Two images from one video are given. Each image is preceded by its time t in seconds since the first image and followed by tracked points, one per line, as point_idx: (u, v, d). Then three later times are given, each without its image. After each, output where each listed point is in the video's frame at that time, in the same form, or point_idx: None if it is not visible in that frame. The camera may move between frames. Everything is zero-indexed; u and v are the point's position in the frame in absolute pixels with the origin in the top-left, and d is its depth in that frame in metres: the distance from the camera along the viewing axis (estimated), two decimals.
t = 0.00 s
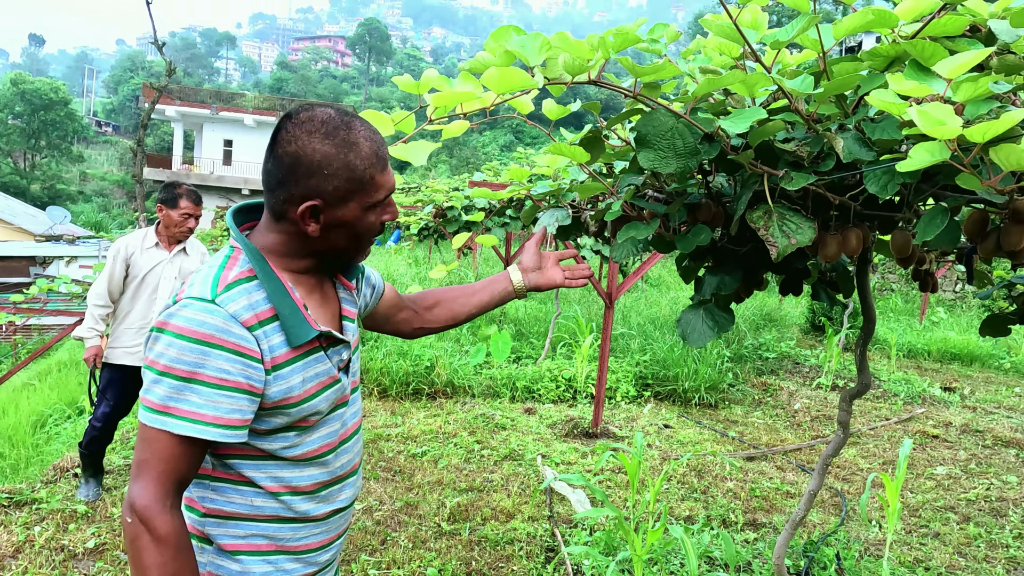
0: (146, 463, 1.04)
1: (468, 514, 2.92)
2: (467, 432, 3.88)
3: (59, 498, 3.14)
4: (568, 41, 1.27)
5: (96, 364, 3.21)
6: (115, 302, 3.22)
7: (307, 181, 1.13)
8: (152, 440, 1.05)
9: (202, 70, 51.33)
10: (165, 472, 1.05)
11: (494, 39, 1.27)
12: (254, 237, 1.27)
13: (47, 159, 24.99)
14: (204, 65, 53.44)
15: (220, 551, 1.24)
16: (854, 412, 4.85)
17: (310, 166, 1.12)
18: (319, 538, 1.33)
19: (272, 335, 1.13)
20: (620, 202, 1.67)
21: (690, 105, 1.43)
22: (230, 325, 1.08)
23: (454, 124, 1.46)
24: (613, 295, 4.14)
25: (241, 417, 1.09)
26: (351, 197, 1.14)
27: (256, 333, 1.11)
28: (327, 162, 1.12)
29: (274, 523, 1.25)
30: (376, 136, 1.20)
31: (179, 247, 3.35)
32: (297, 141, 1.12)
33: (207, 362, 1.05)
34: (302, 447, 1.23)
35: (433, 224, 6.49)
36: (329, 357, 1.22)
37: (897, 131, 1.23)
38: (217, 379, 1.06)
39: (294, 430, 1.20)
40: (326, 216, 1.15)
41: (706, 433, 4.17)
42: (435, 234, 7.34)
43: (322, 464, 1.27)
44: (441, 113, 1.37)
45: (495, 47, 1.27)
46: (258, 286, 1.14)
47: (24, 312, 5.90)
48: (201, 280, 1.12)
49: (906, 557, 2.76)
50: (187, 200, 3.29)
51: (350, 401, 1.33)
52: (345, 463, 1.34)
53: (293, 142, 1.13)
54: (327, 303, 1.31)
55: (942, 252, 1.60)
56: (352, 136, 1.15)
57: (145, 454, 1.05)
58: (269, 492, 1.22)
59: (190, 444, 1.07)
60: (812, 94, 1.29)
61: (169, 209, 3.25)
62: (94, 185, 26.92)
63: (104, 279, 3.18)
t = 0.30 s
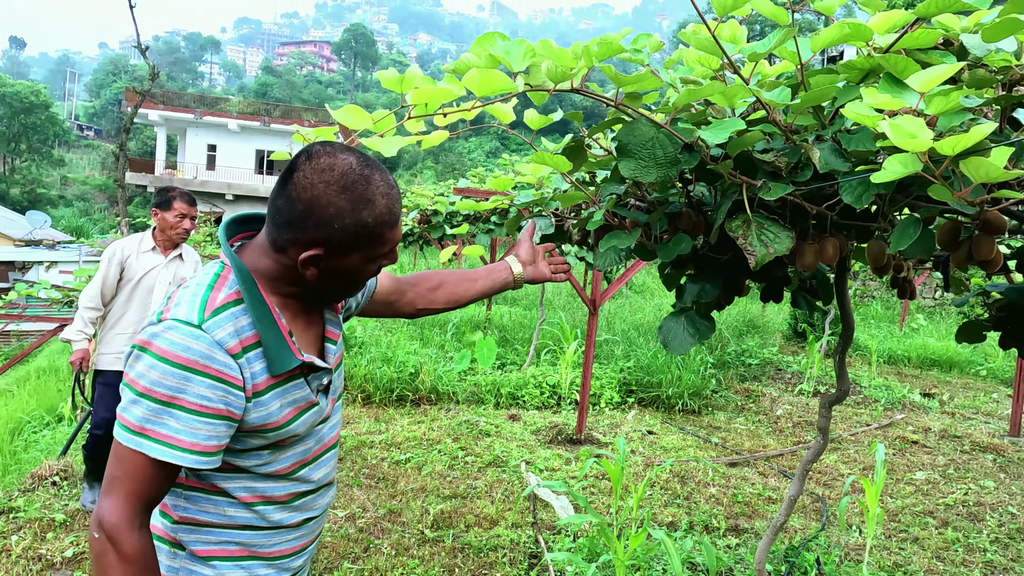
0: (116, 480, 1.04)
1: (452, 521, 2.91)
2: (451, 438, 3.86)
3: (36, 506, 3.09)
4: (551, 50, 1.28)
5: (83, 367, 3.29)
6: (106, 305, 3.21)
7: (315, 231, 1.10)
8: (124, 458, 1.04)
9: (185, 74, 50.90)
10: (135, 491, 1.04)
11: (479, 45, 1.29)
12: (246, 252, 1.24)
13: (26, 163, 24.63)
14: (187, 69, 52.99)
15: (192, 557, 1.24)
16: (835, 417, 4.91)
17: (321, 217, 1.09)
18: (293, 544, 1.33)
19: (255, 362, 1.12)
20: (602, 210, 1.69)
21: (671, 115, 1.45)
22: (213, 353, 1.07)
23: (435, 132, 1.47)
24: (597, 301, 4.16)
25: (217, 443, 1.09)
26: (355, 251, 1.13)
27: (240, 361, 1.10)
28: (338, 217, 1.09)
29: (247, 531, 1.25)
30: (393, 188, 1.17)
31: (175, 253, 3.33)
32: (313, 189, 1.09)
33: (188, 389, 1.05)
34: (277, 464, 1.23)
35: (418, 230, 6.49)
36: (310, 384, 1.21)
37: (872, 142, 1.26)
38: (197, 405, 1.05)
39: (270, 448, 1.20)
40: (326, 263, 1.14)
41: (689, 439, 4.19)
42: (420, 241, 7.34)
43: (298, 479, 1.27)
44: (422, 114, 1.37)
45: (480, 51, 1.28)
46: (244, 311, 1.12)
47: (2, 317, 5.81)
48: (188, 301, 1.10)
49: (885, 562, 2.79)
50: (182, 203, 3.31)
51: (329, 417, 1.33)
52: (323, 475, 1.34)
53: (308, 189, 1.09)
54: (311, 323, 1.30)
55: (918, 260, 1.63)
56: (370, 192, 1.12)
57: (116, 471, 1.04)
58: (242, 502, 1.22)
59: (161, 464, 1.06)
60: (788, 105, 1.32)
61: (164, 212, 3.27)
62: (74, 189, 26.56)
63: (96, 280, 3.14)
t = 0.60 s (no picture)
0: (98, 491, 1.02)
1: (437, 526, 2.89)
2: (437, 443, 3.84)
3: (15, 512, 3.04)
4: (534, 56, 1.29)
5: (67, 372, 3.28)
6: (91, 310, 3.17)
7: (300, 244, 1.09)
8: (106, 469, 1.02)
9: (171, 77, 50.51)
10: (118, 503, 1.03)
11: (460, 54, 1.30)
12: (232, 259, 1.23)
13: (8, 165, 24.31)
14: (173, 71, 52.60)
15: (173, 561, 1.22)
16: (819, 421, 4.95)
17: (305, 231, 1.08)
18: (275, 547, 1.31)
19: (240, 375, 1.11)
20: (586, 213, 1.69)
21: (654, 119, 1.46)
22: (200, 366, 1.05)
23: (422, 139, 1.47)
24: (583, 305, 4.16)
25: (201, 456, 1.07)
26: (341, 263, 1.12)
27: (227, 374, 1.08)
28: (324, 230, 1.08)
29: (229, 535, 1.23)
30: (378, 198, 1.16)
31: (162, 256, 3.29)
32: (298, 202, 1.08)
33: (173, 402, 1.03)
34: (260, 470, 1.21)
35: (405, 234, 6.47)
36: (296, 395, 1.20)
37: (851, 147, 1.27)
38: (182, 420, 1.04)
39: (254, 456, 1.19)
40: (313, 275, 1.13)
41: (676, 443, 4.20)
42: (407, 245, 7.32)
43: (281, 484, 1.26)
44: (407, 124, 1.37)
45: (460, 60, 1.29)
46: (231, 322, 1.11)
47: None
48: (174, 312, 1.08)
49: (868, 564, 2.81)
50: (164, 204, 3.28)
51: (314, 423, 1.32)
52: (306, 479, 1.33)
53: (292, 203, 1.08)
54: (298, 331, 1.29)
55: (898, 264, 1.65)
56: (355, 204, 1.11)
57: (97, 482, 1.02)
58: (224, 507, 1.21)
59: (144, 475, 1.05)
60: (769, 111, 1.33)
61: (146, 214, 3.23)
62: (57, 192, 26.23)
63: (81, 285, 3.11)
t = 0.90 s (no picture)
0: (82, 496, 0.98)
1: (423, 531, 2.86)
2: (423, 448, 3.81)
3: None
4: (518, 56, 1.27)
5: (56, 389, 3.18)
6: (77, 322, 3.12)
7: (291, 222, 1.07)
8: (91, 473, 0.98)
9: (156, 79, 50.09)
10: (104, 507, 0.99)
11: (446, 52, 1.27)
12: (205, 255, 1.19)
13: None
14: (159, 74, 52.17)
15: (156, 567, 1.18)
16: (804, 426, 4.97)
17: (296, 208, 1.07)
18: (259, 549, 1.28)
19: (222, 368, 1.08)
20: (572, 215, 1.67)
21: (640, 121, 1.45)
22: (181, 359, 1.02)
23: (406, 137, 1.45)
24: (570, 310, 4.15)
25: (187, 452, 1.04)
26: (333, 236, 1.11)
27: (208, 367, 1.06)
28: (314, 203, 1.07)
29: (213, 539, 1.20)
30: (354, 167, 1.16)
31: (147, 261, 3.26)
32: (283, 179, 1.06)
33: (156, 397, 1.00)
34: (241, 471, 1.18)
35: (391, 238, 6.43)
36: (276, 389, 1.18)
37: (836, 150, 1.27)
38: (166, 415, 1.01)
39: (236, 456, 1.16)
40: (306, 253, 1.11)
41: (662, 448, 4.20)
42: (394, 249, 7.29)
43: (263, 484, 1.23)
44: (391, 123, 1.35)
45: (446, 59, 1.27)
46: (210, 315, 1.08)
47: None
48: (150, 307, 1.05)
49: (854, 568, 2.81)
50: (143, 207, 3.22)
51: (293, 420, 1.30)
52: (289, 479, 1.30)
53: (279, 180, 1.06)
54: (277, 322, 1.27)
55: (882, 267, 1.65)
56: (336, 173, 1.10)
57: (80, 487, 0.98)
58: (207, 510, 1.17)
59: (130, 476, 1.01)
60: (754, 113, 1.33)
61: (126, 218, 3.18)
62: (39, 195, 25.88)
63: (66, 297, 3.05)
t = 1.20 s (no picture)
0: (40, 506, 0.96)
1: (409, 538, 2.83)
2: (410, 454, 3.78)
3: None
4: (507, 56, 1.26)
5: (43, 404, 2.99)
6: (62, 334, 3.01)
7: (228, 197, 1.06)
8: (49, 482, 0.96)
9: (143, 82, 49.73)
10: (62, 518, 0.97)
11: (436, 52, 1.28)
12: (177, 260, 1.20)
13: None
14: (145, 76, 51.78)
15: None
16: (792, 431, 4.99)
17: (232, 182, 1.06)
18: (238, 566, 1.25)
19: (188, 376, 1.05)
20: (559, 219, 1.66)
21: (628, 124, 1.44)
22: (141, 367, 0.99)
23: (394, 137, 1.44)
24: (558, 315, 4.14)
25: (147, 463, 1.01)
26: (280, 214, 1.08)
27: (171, 375, 1.03)
28: (250, 175, 1.06)
29: (187, 553, 1.17)
30: (304, 147, 1.14)
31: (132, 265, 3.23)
32: (217, 155, 1.06)
33: (114, 404, 0.97)
34: (219, 482, 1.16)
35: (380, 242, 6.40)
36: (253, 397, 1.15)
37: (823, 154, 1.27)
38: (123, 423, 0.98)
39: (211, 465, 1.13)
40: (253, 233, 1.08)
41: (650, 453, 4.19)
42: (382, 254, 7.25)
43: (242, 496, 1.20)
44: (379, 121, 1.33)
45: (436, 58, 1.28)
46: (176, 322, 1.06)
47: None
48: (114, 313, 1.03)
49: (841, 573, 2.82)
50: (123, 206, 3.17)
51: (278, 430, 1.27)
52: (271, 492, 1.27)
53: (212, 157, 1.06)
54: (255, 331, 1.24)
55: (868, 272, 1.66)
56: (276, 148, 1.09)
57: (39, 496, 0.96)
58: (181, 522, 1.15)
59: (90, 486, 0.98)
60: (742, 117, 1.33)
61: (106, 220, 3.13)
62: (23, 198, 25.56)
63: (48, 306, 2.96)
